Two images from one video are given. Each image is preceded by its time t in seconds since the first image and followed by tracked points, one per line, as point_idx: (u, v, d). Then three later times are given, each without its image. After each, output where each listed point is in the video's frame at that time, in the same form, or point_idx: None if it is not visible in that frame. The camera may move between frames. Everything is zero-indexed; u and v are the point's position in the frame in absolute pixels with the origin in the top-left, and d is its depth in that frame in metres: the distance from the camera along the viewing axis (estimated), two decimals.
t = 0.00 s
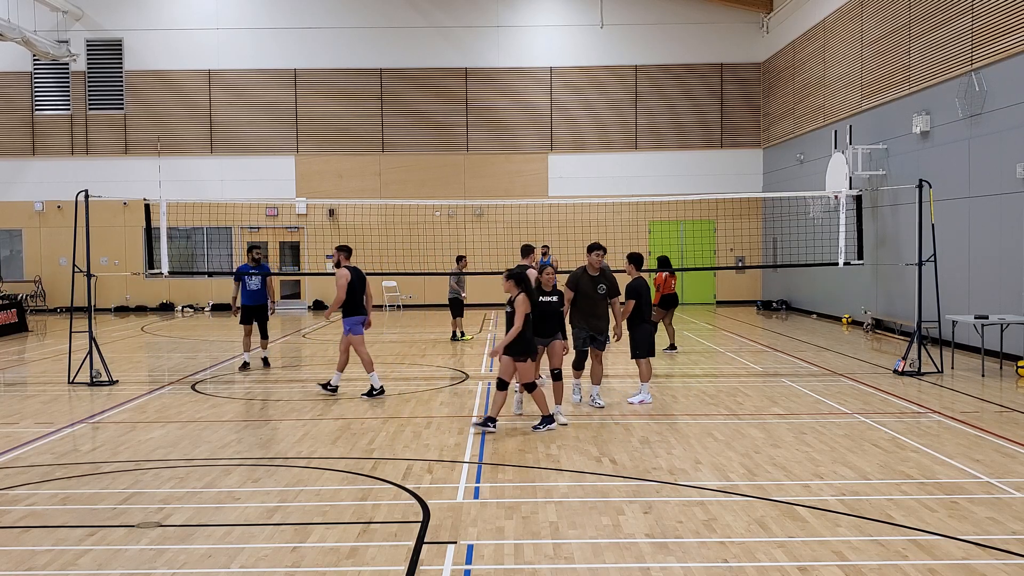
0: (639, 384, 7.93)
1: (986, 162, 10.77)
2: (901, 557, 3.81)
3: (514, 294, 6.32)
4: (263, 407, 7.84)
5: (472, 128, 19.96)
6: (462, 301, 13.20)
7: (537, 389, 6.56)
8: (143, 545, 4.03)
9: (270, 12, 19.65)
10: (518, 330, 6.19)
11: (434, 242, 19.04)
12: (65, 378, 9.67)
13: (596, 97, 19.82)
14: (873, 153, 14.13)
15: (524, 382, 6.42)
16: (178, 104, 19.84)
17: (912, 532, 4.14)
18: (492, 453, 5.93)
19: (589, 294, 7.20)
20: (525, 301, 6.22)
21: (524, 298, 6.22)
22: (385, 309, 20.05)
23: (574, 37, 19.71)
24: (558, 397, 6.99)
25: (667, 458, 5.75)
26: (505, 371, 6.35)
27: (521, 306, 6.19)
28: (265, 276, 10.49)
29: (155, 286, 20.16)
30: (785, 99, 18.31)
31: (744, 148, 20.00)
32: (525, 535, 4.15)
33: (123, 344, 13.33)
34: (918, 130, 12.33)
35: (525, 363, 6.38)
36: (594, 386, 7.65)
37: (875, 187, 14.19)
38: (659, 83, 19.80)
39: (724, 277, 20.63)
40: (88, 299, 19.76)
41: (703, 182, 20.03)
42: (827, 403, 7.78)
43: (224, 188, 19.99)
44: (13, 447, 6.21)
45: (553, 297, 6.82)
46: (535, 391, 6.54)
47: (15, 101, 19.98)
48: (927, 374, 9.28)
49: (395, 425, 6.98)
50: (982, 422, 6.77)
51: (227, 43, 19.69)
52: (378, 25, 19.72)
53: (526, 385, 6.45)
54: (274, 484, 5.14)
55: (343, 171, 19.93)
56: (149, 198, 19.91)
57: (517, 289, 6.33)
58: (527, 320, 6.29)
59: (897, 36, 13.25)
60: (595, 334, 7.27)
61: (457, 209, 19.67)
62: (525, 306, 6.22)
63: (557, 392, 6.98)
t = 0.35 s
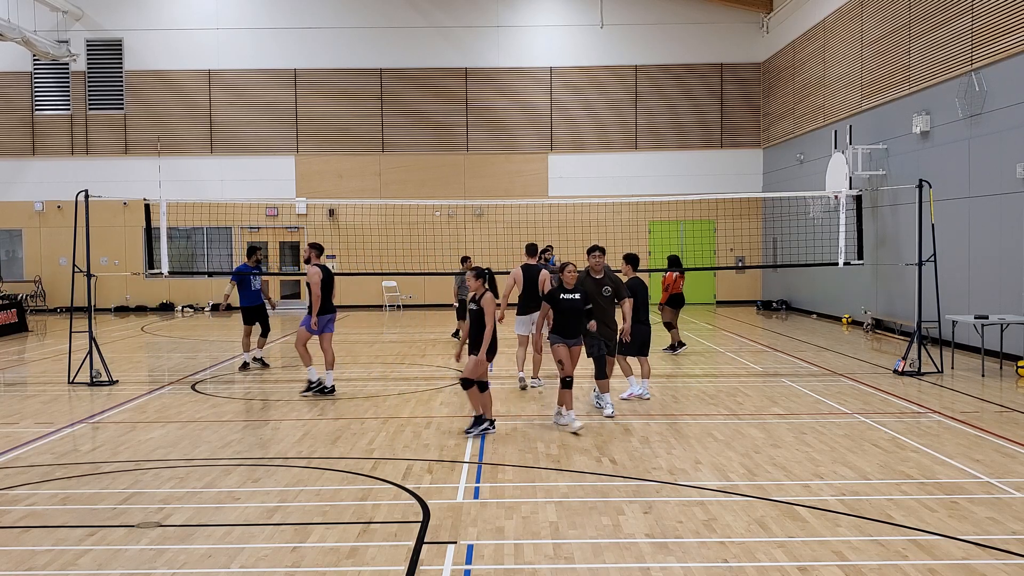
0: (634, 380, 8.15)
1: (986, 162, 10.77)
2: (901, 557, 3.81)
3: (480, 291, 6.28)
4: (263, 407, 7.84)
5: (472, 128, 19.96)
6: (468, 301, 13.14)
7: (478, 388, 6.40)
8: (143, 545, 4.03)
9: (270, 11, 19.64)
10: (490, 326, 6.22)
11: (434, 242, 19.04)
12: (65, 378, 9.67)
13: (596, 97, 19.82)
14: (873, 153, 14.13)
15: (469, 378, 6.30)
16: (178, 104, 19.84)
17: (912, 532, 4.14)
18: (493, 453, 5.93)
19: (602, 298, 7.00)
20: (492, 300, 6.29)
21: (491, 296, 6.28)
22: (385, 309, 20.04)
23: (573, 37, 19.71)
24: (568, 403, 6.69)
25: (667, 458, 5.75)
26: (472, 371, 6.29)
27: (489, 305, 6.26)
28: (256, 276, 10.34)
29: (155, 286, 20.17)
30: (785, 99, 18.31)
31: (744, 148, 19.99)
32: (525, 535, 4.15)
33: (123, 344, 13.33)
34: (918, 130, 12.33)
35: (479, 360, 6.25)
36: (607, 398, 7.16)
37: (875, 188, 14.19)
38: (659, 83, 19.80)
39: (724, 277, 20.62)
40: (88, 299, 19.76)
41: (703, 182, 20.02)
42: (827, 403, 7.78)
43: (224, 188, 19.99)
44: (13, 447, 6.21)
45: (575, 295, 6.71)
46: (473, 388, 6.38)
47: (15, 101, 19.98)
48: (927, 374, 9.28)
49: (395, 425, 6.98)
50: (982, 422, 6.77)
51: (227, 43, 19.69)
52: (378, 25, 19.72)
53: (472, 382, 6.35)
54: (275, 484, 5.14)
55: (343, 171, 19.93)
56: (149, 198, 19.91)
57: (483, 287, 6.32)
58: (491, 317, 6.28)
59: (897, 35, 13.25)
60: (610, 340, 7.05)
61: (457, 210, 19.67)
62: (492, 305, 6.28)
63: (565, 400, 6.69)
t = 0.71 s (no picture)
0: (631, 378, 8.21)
1: (986, 162, 10.77)
2: (901, 557, 3.81)
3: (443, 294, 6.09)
4: (263, 407, 7.84)
5: (472, 128, 19.96)
6: (476, 302, 13.02)
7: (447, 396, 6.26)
8: (143, 545, 4.03)
9: (270, 12, 19.64)
10: (455, 329, 6.00)
11: (434, 242, 19.04)
12: (65, 378, 9.67)
13: (596, 97, 19.82)
14: (873, 153, 14.13)
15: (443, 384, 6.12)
16: (178, 104, 19.84)
17: (911, 532, 4.14)
18: (493, 453, 5.93)
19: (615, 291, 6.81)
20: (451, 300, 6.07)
21: (454, 299, 6.07)
22: (385, 309, 20.02)
23: (573, 37, 19.70)
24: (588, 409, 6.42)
25: (667, 458, 5.75)
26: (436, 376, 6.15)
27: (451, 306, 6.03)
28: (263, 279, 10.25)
29: (155, 286, 20.18)
30: (785, 99, 18.31)
31: (744, 148, 19.99)
32: (525, 535, 4.15)
33: (123, 344, 13.33)
34: (918, 130, 12.33)
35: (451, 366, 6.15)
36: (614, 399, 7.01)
37: (875, 187, 14.19)
38: (659, 83, 19.80)
39: (724, 277, 20.62)
40: (88, 299, 19.77)
41: (703, 182, 20.02)
42: (827, 403, 7.78)
43: (224, 188, 19.98)
44: (13, 448, 6.21)
45: (604, 293, 6.29)
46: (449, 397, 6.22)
47: (15, 101, 19.98)
48: (927, 374, 9.28)
49: (395, 425, 6.98)
50: (982, 422, 6.77)
51: (227, 43, 19.68)
52: (378, 25, 19.72)
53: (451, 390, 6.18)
54: (275, 484, 5.14)
55: (343, 171, 19.93)
56: (149, 198, 19.91)
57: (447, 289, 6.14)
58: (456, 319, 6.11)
59: (897, 36, 13.25)
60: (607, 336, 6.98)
61: (457, 209, 19.67)
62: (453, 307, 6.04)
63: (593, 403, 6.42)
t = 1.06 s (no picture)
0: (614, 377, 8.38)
1: (986, 162, 10.76)
2: (901, 556, 3.81)
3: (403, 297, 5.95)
4: (263, 407, 7.84)
5: (472, 128, 19.96)
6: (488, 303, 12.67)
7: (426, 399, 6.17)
8: (143, 545, 4.03)
9: (270, 12, 19.64)
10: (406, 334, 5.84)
11: (434, 242, 19.06)
12: (65, 378, 9.66)
13: (596, 97, 19.82)
14: (873, 153, 14.13)
15: (412, 391, 6.04)
16: (178, 104, 19.84)
17: (911, 532, 4.14)
18: (493, 453, 5.93)
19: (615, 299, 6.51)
20: (416, 303, 5.90)
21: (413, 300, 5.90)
22: (386, 309, 20.01)
23: (573, 37, 19.70)
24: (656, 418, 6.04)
25: (667, 458, 5.75)
26: (392, 379, 6.01)
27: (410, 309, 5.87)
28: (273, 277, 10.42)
29: (155, 286, 20.18)
30: (785, 99, 18.30)
31: (744, 148, 19.99)
32: (525, 535, 4.15)
33: (123, 344, 13.34)
34: (918, 129, 12.33)
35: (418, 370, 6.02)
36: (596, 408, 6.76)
37: (875, 187, 14.19)
38: (659, 83, 19.80)
39: (724, 277, 20.63)
40: (88, 299, 19.77)
41: (703, 182, 20.02)
42: (827, 403, 7.78)
43: (224, 188, 19.98)
44: (12, 448, 6.21)
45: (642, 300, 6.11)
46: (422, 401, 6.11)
47: (15, 101, 19.98)
48: (927, 374, 9.28)
49: (395, 425, 6.98)
50: (982, 422, 6.77)
51: (227, 44, 19.69)
52: (378, 25, 19.72)
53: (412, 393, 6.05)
54: (275, 484, 5.15)
55: (343, 171, 19.93)
56: (149, 198, 19.91)
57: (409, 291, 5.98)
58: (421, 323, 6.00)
59: (897, 35, 13.25)
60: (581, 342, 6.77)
61: (457, 209, 19.68)
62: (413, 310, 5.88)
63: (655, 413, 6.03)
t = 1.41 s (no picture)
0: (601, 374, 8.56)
1: (986, 162, 10.77)
2: (901, 557, 3.81)
3: (365, 295, 5.90)
4: (263, 407, 7.84)
5: (472, 128, 19.96)
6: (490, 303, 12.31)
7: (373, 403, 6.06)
8: (143, 544, 4.03)
9: (270, 12, 19.63)
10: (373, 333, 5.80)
11: (434, 242, 19.07)
12: (65, 378, 9.67)
13: (596, 98, 19.82)
14: (873, 153, 14.13)
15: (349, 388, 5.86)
16: (178, 104, 19.84)
17: (912, 532, 4.14)
18: (493, 453, 5.93)
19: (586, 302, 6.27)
20: (377, 303, 5.85)
21: (375, 299, 5.85)
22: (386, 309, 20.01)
23: (573, 37, 19.70)
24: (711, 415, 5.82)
25: (667, 458, 5.75)
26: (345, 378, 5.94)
27: (371, 308, 5.83)
28: (288, 277, 10.41)
29: (155, 286, 20.17)
30: (785, 99, 18.30)
31: (744, 148, 19.99)
32: (525, 535, 4.15)
33: (123, 344, 13.34)
34: (918, 129, 12.33)
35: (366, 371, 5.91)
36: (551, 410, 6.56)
37: (875, 187, 14.19)
38: (659, 83, 19.81)
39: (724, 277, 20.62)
40: (88, 299, 19.77)
41: (703, 182, 20.02)
42: (827, 403, 7.78)
43: (224, 188, 19.98)
44: (13, 448, 6.21)
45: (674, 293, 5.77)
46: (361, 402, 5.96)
47: (15, 101, 19.98)
48: (927, 374, 9.28)
49: (395, 425, 6.98)
50: (982, 422, 6.77)
51: (227, 44, 19.69)
52: (378, 25, 19.72)
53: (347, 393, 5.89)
54: (275, 483, 5.15)
55: (343, 171, 19.93)
56: (149, 198, 19.91)
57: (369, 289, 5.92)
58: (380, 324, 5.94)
59: (897, 36, 13.25)
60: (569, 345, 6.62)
61: (457, 209, 19.70)
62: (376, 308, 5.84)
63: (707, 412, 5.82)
